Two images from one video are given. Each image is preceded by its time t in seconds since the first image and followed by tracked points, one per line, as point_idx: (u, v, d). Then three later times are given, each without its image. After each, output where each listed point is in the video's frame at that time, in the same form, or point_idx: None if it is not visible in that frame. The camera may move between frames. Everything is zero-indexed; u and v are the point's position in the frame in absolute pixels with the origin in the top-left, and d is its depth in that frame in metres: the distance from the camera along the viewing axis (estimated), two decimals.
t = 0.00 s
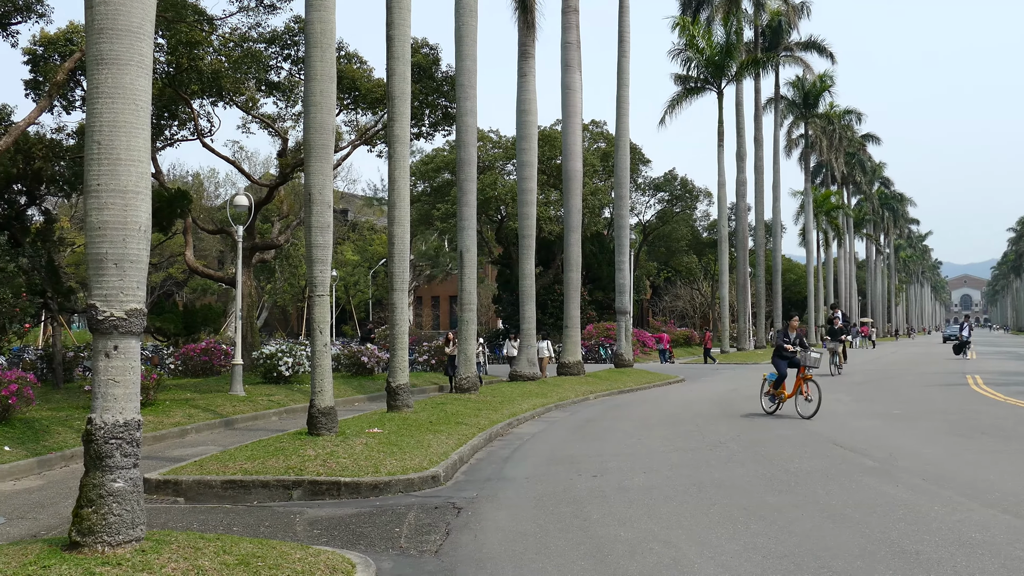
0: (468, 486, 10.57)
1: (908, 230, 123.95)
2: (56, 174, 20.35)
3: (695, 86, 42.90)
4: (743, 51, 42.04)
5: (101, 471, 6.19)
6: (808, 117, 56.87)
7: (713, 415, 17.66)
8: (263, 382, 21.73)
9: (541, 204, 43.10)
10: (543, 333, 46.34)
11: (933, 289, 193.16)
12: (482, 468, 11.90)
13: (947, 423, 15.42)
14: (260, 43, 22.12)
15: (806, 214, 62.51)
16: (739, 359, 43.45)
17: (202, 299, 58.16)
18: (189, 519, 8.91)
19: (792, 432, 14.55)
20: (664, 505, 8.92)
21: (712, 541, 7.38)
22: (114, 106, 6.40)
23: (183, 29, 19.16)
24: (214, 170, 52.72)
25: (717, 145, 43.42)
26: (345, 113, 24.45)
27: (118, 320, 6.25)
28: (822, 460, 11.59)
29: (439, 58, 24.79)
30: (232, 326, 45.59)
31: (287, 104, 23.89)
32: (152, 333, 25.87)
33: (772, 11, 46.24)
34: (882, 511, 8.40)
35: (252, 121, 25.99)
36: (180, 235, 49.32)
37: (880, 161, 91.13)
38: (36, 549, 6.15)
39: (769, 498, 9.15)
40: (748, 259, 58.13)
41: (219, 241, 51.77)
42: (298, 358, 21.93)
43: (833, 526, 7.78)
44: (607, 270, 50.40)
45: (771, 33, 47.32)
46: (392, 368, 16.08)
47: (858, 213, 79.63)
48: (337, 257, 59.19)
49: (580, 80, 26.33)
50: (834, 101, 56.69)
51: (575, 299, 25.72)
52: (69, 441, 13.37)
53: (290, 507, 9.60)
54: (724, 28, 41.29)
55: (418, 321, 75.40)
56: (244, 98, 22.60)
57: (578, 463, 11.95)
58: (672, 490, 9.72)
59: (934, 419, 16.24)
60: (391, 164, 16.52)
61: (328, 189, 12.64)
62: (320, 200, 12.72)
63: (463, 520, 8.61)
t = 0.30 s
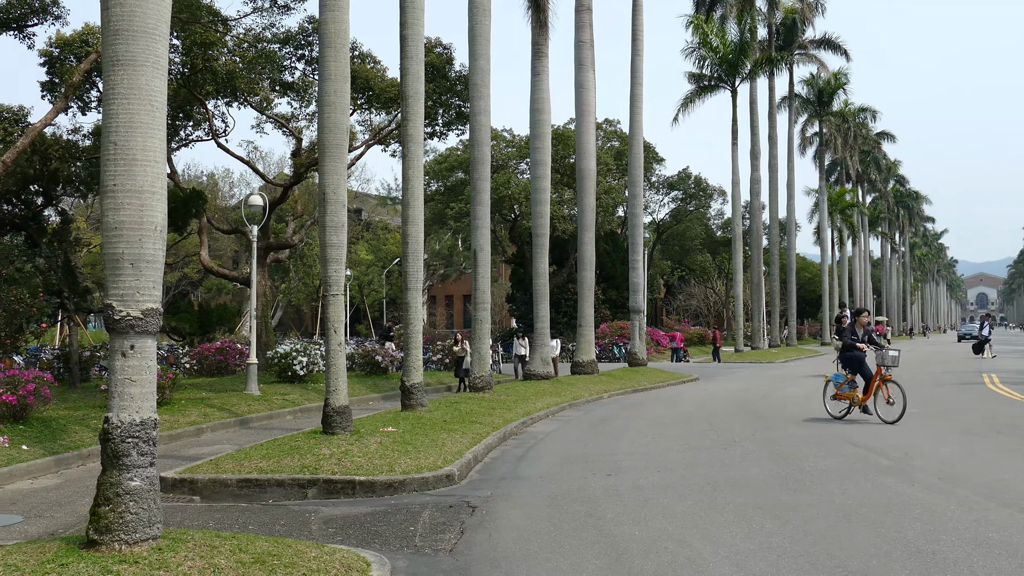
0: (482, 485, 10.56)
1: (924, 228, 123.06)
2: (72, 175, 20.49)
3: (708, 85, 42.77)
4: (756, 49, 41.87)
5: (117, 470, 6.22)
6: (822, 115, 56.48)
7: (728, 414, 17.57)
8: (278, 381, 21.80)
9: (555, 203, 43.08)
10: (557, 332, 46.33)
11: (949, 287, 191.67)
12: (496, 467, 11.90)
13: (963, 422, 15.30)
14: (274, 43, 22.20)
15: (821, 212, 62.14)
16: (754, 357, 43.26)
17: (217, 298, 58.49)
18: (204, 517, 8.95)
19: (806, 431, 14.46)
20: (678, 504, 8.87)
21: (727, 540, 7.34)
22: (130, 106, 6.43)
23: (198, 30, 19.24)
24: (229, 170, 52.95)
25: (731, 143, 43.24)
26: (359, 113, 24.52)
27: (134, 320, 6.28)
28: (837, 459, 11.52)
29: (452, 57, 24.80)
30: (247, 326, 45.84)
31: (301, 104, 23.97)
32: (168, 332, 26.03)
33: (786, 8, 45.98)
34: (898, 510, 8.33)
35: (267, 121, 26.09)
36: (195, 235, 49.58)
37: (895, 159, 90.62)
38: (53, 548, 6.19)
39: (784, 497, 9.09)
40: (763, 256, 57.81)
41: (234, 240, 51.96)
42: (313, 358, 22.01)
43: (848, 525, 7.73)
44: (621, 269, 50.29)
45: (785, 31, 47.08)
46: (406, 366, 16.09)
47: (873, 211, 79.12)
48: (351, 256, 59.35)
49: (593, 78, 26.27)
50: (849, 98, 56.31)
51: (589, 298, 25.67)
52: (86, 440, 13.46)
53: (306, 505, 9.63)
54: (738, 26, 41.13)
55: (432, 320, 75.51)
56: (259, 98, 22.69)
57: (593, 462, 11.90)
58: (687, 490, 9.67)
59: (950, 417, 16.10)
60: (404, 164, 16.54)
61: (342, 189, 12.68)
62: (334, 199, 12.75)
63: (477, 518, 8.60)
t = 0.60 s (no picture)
0: (498, 483, 10.55)
1: (941, 225, 122.06)
2: (89, 174, 20.66)
3: (723, 82, 42.57)
4: (771, 46, 41.61)
5: (134, 467, 6.25)
6: (838, 112, 56.01)
7: (744, 412, 17.48)
8: (294, 379, 21.89)
9: (570, 201, 43.01)
10: (572, 330, 46.30)
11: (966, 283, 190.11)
12: (511, 465, 11.88)
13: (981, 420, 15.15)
14: (289, 42, 22.26)
15: (837, 209, 61.71)
16: (770, 355, 43.04)
17: (232, 297, 58.78)
18: (221, 515, 8.97)
19: (823, 429, 14.36)
20: (694, 503, 8.81)
21: (743, 539, 7.27)
22: (146, 106, 6.44)
23: (212, 29, 19.31)
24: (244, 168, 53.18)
25: (746, 140, 43.02)
26: (374, 111, 24.56)
27: (151, 318, 6.30)
28: (854, 458, 11.42)
29: (466, 55, 24.78)
30: (262, 324, 46.05)
31: (316, 103, 24.02)
32: (185, 330, 26.20)
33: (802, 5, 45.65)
34: (916, 509, 8.24)
35: (282, 120, 26.18)
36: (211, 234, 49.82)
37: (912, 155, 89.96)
38: (72, 545, 6.23)
39: (801, 496, 9.02)
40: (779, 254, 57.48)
41: (249, 238, 52.17)
42: (328, 356, 22.08)
43: (864, 524, 7.66)
44: (636, 267, 50.16)
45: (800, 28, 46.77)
46: (421, 364, 16.10)
47: (890, 207, 78.55)
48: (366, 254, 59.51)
49: (607, 76, 26.18)
50: (865, 95, 55.87)
51: (604, 296, 25.60)
52: (103, 437, 13.56)
53: (321, 503, 9.64)
54: (753, 24, 40.88)
55: (447, 318, 75.60)
56: (273, 97, 22.76)
57: (608, 461, 11.84)
58: (703, 488, 9.60)
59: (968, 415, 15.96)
60: (419, 162, 16.53)
61: (357, 187, 12.68)
62: (350, 198, 12.77)
63: (493, 517, 8.57)
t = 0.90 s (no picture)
0: (512, 480, 10.54)
1: (957, 222, 121.07)
2: (105, 173, 20.81)
3: (738, 79, 42.34)
4: (786, 43, 41.36)
5: (151, 464, 6.28)
6: (853, 108, 55.60)
7: (759, 409, 17.40)
8: (308, 377, 21.97)
9: (584, 198, 42.95)
10: (586, 327, 46.25)
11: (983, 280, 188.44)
12: (526, 463, 11.87)
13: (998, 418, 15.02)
14: (303, 41, 22.32)
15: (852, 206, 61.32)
16: (784, 353, 42.85)
17: (247, 295, 59.06)
18: (237, 512, 9.01)
19: (839, 427, 14.27)
20: (708, 500, 8.78)
21: (758, 536, 7.23)
22: (162, 106, 6.47)
23: (227, 28, 19.37)
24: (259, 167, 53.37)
25: (760, 137, 42.79)
26: (388, 109, 24.60)
27: (167, 316, 6.32)
28: (869, 455, 11.34)
29: (480, 54, 24.76)
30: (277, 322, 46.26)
31: (330, 102, 24.08)
32: (201, 328, 26.35)
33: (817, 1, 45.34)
34: (932, 506, 8.18)
35: (297, 119, 26.25)
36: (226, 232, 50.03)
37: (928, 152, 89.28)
38: (89, 541, 6.27)
39: (816, 493, 8.97)
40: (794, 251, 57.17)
41: (264, 236, 52.36)
42: (342, 354, 22.15)
43: (880, 521, 7.61)
44: (650, 265, 50.03)
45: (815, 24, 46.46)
46: (435, 362, 16.12)
47: (905, 204, 77.96)
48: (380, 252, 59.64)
49: (621, 73, 26.09)
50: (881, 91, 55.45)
51: (618, 293, 25.54)
52: (120, 435, 13.65)
53: (336, 500, 9.67)
54: (767, 20, 40.64)
55: (461, 316, 75.67)
56: (288, 95, 22.82)
57: (623, 458, 11.82)
58: (718, 486, 9.55)
59: (984, 413, 15.85)
60: (433, 160, 16.53)
61: (371, 185, 12.70)
62: (363, 196, 12.79)
63: (507, 514, 8.57)
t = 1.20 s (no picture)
0: (524, 479, 10.52)
1: (973, 221, 120.12)
2: (120, 171, 20.91)
3: (751, 77, 42.16)
4: (800, 41, 41.12)
5: (165, 462, 6.29)
6: (868, 107, 55.21)
7: (772, 409, 17.30)
8: (322, 375, 22.00)
9: (597, 197, 42.89)
10: (598, 326, 46.15)
11: (999, 280, 186.86)
12: (539, 462, 11.83)
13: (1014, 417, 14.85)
14: (317, 40, 22.38)
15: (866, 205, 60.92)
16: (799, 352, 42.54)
17: (261, 294, 59.25)
18: (250, 510, 9.03)
19: (853, 426, 14.16)
20: (722, 500, 8.72)
21: (771, 536, 7.18)
22: (177, 105, 6.48)
23: (241, 26, 19.42)
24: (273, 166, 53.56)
25: (774, 136, 42.59)
26: (401, 108, 24.61)
27: (181, 314, 6.33)
28: (884, 455, 11.24)
29: (493, 52, 24.73)
30: (291, 321, 46.38)
31: (343, 101, 24.12)
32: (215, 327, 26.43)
33: None
34: (947, 506, 8.10)
35: (311, 118, 26.30)
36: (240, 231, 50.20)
37: (944, 151, 88.60)
38: (104, 538, 6.29)
39: (830, 493, 8.90)
40: (808, 250, 56.86)
41: (277, 235, 52.52)
42: (355, 352, 22.17)
43: (894, 521, 7.54)
44: (663, 263, 49.87)
45: (829, 22, 46.18)
46: (448, 361, 16.10)
47: (921, 203, 77.41)
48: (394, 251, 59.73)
49: (635, 72, 26.00)
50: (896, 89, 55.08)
51: (631, 292, 25.45)
52: (134, 433, 13.70)
53: (349, 498, 9.68)
54: (780, 18, 40.43)
55: (474, 315, 75.66)
56: (302, 94, 22.88)
57: (636, 457, 11.77)
58: (731, 485, 9.50)
59: (1001, 413, 15.68)
60: (446, 158, 16.51)
61: (383, 183, 12.70)
62: (377, 195, 12.80)
63: (519, 512, 8.55)
